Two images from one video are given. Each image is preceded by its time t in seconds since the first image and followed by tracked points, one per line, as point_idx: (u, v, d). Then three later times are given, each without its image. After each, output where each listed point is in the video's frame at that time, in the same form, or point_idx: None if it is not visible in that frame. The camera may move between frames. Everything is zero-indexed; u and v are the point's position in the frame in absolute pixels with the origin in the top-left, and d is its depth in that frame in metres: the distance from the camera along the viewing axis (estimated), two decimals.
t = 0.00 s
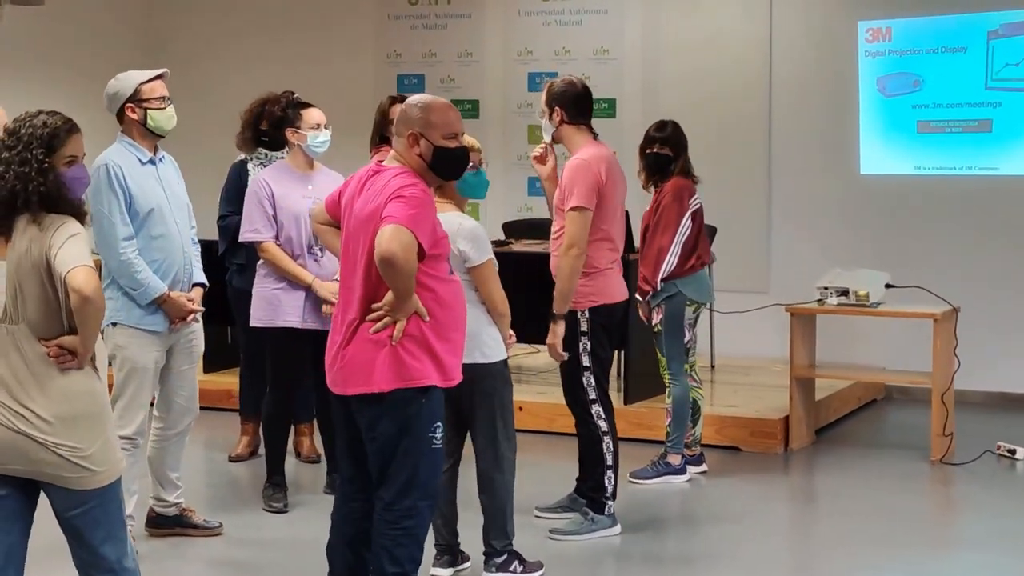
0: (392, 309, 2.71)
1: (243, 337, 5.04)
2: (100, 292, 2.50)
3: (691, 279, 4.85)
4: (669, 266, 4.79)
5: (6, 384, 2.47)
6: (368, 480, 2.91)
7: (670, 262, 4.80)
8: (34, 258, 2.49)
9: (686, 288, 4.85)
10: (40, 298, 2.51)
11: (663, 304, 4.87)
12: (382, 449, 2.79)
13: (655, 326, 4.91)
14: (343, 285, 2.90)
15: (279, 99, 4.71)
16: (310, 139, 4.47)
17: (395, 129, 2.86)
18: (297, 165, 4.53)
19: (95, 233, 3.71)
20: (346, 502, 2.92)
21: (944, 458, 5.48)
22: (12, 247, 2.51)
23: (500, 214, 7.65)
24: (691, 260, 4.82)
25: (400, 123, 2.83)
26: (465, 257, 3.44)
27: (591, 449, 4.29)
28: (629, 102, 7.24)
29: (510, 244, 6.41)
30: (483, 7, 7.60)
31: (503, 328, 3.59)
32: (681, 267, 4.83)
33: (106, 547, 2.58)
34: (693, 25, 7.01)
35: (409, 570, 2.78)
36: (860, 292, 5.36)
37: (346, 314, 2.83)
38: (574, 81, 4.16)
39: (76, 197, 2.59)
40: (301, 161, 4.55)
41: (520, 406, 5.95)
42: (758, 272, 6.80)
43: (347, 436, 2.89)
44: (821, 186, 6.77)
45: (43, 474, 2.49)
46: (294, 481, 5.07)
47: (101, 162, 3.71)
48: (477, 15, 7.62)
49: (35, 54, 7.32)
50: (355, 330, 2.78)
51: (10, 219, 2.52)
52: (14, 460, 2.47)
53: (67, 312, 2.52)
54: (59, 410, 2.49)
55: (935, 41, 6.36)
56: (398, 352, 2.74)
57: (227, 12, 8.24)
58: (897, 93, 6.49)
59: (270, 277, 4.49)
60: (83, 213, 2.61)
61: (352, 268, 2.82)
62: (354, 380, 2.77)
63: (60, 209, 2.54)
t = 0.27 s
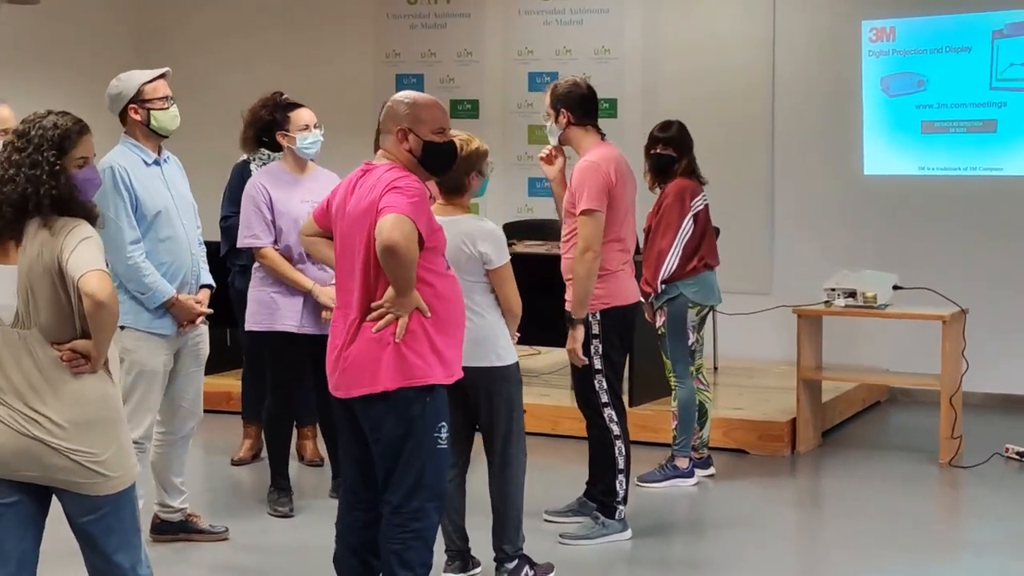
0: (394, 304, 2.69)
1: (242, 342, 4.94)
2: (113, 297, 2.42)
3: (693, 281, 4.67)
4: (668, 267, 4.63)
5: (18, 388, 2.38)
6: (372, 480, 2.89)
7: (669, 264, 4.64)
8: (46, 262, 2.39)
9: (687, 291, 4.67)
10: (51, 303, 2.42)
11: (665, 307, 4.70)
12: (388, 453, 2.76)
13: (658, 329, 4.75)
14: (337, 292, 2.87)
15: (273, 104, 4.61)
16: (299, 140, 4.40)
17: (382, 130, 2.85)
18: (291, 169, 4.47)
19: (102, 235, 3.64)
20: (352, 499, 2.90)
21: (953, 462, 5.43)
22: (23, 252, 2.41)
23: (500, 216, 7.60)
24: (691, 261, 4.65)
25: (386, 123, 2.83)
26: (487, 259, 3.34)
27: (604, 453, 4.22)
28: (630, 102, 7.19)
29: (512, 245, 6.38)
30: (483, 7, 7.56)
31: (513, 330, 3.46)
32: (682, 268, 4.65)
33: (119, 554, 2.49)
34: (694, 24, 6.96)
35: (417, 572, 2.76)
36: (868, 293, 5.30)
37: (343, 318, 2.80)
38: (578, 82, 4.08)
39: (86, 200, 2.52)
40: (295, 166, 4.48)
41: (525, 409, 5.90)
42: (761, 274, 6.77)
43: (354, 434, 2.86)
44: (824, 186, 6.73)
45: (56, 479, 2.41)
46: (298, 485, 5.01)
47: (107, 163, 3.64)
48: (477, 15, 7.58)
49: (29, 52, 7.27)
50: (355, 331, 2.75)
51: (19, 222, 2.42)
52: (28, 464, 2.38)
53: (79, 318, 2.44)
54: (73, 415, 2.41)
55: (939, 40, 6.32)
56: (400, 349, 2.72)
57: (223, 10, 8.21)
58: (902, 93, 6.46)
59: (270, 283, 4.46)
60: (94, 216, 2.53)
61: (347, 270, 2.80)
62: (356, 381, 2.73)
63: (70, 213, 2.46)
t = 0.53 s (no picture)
0: (400, 303, 2.62)
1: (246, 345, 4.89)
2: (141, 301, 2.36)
3: (705, 283, 4.61)
4: (680, 268, 4.57)
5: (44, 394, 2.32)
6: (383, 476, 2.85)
7: (680, 266, 4.58)
8: (73, 265, 2.32)
9: (699, 293, 4.61)
10: (78, 306, 2.35)
11: (677, 308, 4.65)
12: (399, 460, 2.70)
13: (669, 331, 4.70)
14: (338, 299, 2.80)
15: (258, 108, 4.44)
16: (285, 146, 4.22)
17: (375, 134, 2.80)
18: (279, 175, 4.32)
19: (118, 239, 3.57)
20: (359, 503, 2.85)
21: (964, 464, 5.38)
22: (49, 254, 2.32)
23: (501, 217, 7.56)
24: (703, 264, 4.59)
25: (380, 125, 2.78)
26: (518, 259, 3.27)
27: (614, 456, 4.17)
28: (633, 102, 7.15)
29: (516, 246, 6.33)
30: (484, 7, 7.50)
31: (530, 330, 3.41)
32: (694, 270, 4.59)
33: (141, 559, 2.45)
34: (698, 24, 6.92)
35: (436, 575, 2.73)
36: (878, 296, 5.22)
37: (346, 322, 2.73)
38: (597, 83, 4.05)
39: (108, 201, 2.46)
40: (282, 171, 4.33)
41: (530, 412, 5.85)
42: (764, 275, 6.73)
43: (358, 435, 2.81)
44: (829, 186, 6.68)
45: (81, 485, 2.36)
46: (304, 490, 4.96)
47: (123, 165, 3.58)
48: (477, 14, 7.53)
49: (28, 51, 7.20)
50: (360, 332, 2.68)
51: (45, 223, 2.33)
52: (55, 470, 2.33)
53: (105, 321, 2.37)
54: (99, 418, 2.35)
55: (945, 40, 6.28)
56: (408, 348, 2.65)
57: (221, 9, 8.15)
58: (908, 93, 6.41)
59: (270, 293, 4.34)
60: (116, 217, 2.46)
61: (349, 273, 2.73)
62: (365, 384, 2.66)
63: (94, 216, 2.39)
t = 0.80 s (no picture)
0: (413, 302, 2.55)
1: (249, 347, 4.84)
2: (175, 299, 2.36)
3: (716, 283, 4.59)
4: (692, 269, 4.53)
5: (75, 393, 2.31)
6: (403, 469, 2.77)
7: (693, 267, 4.54)
8: (109, 264, 2.31)
9: (710, 294, 4.59)
10: (111, 305, 2.34)
11: (688, 308, 4.61)
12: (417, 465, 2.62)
13: (679, 332, 4.67)
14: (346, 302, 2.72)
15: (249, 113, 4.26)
16: (277, 150, 4.04)
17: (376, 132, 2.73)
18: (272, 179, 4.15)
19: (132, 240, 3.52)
20: (374, 507, 2.76)
21: (970, 466, 5.34)
22: (82, 253, 2.31)
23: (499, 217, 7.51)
24: (714, 264, 4.57)
25: (382, 123, 2.71)
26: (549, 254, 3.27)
27: (620, 459, 4.10)
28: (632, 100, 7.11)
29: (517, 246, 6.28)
30: (481, 6, 7.46)
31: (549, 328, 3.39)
32: (705, 270, 4.58)
33: (168, 560, 2.42)
34: (698, 22, 6.88)
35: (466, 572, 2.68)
36: (884, 296, 5.20)
37: (356, 326, 2.65)
38: (610, 80, 3.99)
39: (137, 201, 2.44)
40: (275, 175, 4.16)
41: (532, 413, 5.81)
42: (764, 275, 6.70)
43: (372, 434, 2.73)
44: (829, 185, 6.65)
45: (110, 487, 2.34)
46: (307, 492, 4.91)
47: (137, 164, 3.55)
48: (475, 13, 7.49)
49: (26, 49, 7.14)
50: (372, 334, 2.59)
51: (80, 221, 2.31)
52: (86, 471, 2.32)
53: (137, 320, 2.36)
54: (129, 418, 2.34)
55: (946, 39, 6.25)
56: (422, 347, 2.58)
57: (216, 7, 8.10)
58: (909, 92, 6.38)
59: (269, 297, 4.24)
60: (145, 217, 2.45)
61: (357, 275, 2.65)
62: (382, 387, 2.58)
63: (127, 215, 2.37)
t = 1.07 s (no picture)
0: (440, 305, 2.51)
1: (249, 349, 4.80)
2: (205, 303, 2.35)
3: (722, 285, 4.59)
4: (700, 270, 4.52)
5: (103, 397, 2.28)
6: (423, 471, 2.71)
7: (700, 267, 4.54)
8: (145, 267, 2.29)
9: (717, 296, 4.60)
10: (142, 308, 2.32)
11: (694, 309, 4.61)
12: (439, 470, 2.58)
13: (684, 333, 4.66)
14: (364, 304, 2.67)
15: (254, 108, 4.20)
16: (279, 152, 3.98)
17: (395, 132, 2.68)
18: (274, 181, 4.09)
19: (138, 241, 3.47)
20: (384, 512, 2.68)
21: (972, 467, 5.32)
22: (117, 254, 2.28)
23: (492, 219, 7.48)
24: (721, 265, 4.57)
25: (403, 124, 2.66)
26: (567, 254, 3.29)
27: (624, 463, 4.01)
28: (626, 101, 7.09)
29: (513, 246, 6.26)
30: (474, 6, 7.44)
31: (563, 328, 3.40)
32: (712, 272, 4.59)
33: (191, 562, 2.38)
34: (693, 22, 6.87)
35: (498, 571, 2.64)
36: (884, 296, 5.18)
37: (377, 329, 2.60)
38: (614, 81, 3.93)
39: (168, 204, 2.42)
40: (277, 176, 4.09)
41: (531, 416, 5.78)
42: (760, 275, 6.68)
43: (393, 435, 2.66)
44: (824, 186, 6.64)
45: (137, 491, 2.31)
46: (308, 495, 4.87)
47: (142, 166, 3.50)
48: (468, 13, 7.46)
49: (16, 47, 7.10)
50: (396, 338, 2.55)
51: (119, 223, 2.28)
52: (115, 475, 2.29)
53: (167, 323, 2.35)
54: (157, 421, 2.32)
55: (944, 39, 6.25)
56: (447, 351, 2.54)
57: (206, 7, 8.06)
58: (906, 92, 6.38)
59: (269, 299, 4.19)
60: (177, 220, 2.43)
61: (379, 278, 2.60)
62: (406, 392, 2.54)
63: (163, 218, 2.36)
